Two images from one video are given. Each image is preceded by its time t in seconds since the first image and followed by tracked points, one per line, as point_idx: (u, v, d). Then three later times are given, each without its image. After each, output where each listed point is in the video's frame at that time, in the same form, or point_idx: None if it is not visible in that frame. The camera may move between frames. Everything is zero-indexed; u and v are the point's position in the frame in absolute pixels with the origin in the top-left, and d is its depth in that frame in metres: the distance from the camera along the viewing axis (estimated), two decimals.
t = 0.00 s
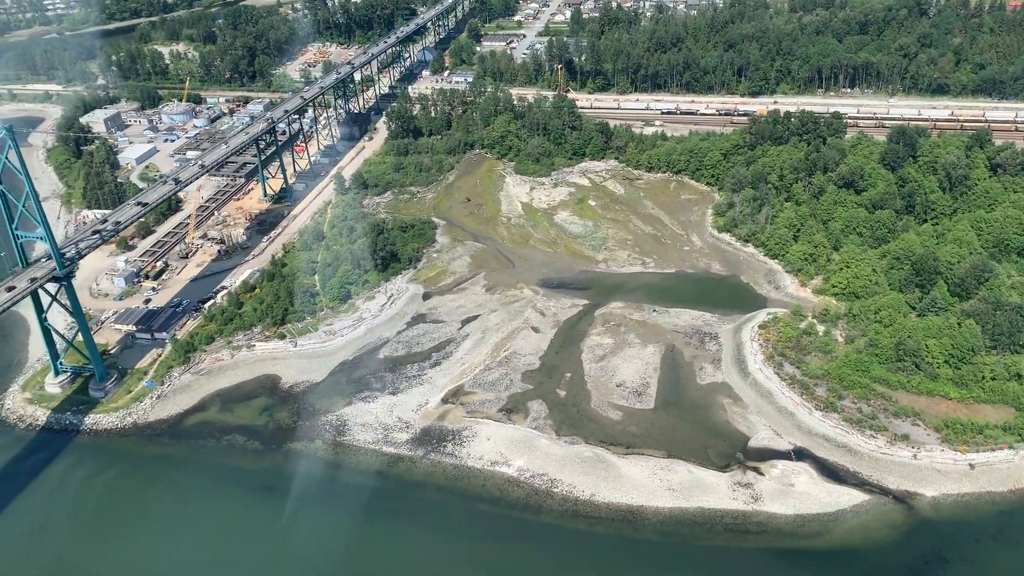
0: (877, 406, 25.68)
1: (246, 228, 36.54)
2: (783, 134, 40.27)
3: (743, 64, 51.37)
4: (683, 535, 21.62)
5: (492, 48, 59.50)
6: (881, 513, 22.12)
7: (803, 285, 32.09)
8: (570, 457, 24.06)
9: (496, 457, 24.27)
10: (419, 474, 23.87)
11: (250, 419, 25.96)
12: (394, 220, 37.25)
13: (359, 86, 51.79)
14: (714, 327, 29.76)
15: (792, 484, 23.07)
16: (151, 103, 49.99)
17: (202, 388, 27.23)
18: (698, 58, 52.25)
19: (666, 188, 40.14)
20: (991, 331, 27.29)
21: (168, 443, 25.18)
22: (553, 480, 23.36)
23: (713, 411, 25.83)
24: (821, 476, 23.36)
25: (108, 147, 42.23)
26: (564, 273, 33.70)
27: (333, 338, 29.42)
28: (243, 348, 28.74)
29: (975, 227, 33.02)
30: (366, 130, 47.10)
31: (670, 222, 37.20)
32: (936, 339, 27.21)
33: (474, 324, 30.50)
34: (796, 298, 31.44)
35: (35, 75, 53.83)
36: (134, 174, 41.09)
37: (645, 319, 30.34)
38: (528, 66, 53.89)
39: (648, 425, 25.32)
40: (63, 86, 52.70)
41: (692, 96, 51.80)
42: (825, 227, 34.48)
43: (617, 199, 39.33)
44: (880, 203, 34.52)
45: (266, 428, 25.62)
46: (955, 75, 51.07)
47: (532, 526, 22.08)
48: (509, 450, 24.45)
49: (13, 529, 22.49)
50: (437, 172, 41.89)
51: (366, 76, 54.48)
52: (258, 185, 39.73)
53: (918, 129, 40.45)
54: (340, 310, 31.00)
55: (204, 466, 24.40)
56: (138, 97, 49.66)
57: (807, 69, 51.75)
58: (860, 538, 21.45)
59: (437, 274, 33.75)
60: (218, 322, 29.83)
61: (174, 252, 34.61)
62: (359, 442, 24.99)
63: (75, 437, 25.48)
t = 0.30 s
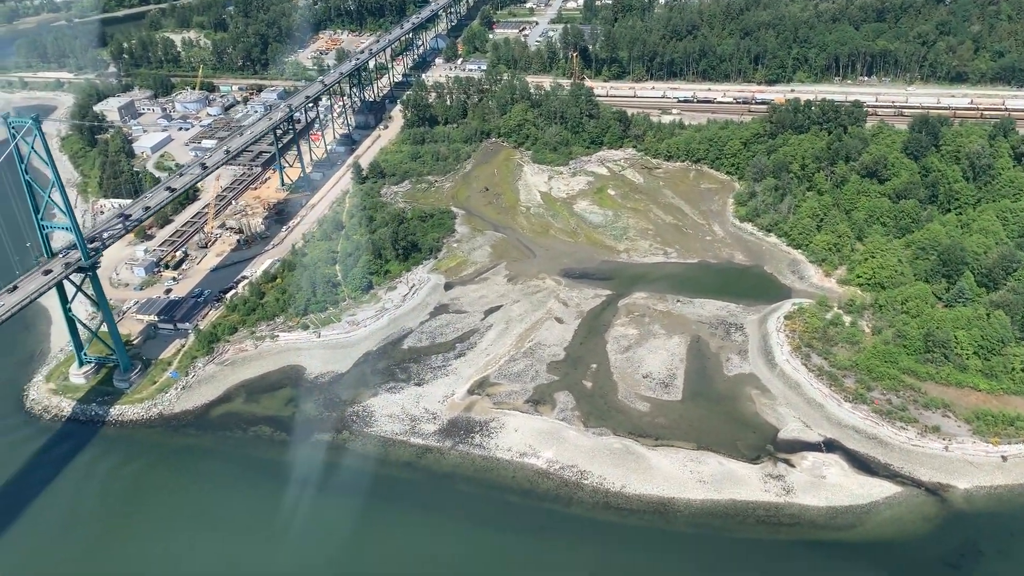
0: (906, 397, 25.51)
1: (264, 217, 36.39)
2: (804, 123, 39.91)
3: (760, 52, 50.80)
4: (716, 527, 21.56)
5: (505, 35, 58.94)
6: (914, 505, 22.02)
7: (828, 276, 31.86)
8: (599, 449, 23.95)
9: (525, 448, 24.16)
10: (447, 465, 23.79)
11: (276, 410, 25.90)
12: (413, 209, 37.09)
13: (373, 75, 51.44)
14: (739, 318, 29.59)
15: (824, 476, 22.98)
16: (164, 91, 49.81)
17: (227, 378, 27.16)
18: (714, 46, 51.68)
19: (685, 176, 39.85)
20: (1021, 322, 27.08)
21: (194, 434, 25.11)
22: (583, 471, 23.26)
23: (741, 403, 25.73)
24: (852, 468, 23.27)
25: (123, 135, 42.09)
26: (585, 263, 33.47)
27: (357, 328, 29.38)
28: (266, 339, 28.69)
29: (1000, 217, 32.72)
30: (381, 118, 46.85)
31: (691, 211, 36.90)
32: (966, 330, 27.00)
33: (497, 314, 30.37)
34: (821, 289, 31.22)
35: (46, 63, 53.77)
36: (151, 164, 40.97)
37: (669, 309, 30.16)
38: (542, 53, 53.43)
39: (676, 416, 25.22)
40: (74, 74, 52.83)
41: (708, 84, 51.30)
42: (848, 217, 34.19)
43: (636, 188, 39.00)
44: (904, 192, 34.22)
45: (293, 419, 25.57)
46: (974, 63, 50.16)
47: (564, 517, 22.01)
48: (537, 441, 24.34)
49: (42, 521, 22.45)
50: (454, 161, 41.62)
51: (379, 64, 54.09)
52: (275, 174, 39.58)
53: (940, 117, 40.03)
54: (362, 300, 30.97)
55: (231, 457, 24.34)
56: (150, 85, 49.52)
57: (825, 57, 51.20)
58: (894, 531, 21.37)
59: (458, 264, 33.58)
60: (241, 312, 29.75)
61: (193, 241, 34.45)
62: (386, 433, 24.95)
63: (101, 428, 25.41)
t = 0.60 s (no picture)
0: (934, 389, 25.35)
1: (280, 208, 36.18)
2: (823, 112, 39.52)
3: (775, 41, 50.21)
4: (746, 521, 21.49)
5: (516, 24, 58.35)
6: (945, 498, 21.89)
7: (850, 267, 31.63)
8: (626, 442, 23.79)
9: (552, 441, 24.00)
10: (474, 458, 23.66)
11: (300, 402, 25.79)
12: (429, 200, 36.84)
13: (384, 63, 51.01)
14: (763, 309, 29.40)
15: (854, 469, 22.87)
16: (174, 80, 49.50)
17: (249, 370, 27.03)
18: (729, 34, 51.11)
19: (703, 166, 39.55)
20: None
21: (218, 427, 24.96)
22: (611, 464, 23.12)
23: (768, 395, 25.60)
24: (881, 460, 23.16)
25: (135, 125, 41.81)
26: (605, 254, 33.17)
27: (378, 320, 29.28)
28: (287, 331, 28.57)
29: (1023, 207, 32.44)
30: (394, 108, 46.56)
31: (710, 201, 36.61)
32: (993, 322, 26.83)
33: (519, 306, 30.18)
34: (844, 280, 31.00)
35: (55, 51, 53.65)
36: (164, 153, 40.72)
37: (691, 301, 29.94)
38: (554, 42, 52.95)
39: (703, 408, 25.09)
40: (82, 62, 52.79)
41: (722, 73, 50.77)
42: (869, 207, 33.92)
43: (654, 178, 38.67)
44: (926, 183, 33.91)
45: (318, 412, 25.46)
46: (991, 52, 49.38)
47: (593, 510, 21.89)
48: (563, 433, 24.18)
49: (68, 516, 22.32)
50: (469, 151, 41.29)
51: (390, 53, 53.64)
52: (290, 164, 39.36)
53: (960, 107, 39.60)
54: (382, 292, 30.84)
55: (255, 449, 24.22)
56: (160, 74, 49.22)
57: (840, 45, 50.50)
58: (925, 524, 21.27)
59: (477, 255, 33.35)
60: (261, 304, 29.60)
61: (209, 232, 34.21)
62: (412, 426, 24.86)
63: (124, 421, 25.26)
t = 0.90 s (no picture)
0: (962, 381, 25.24)
1: (296, 198, 36.02)
2: (842, 101, 39.16)
3: (790, 29, 49.61)
4: (778, 514, 21.47)
5: (526, 11, 57.75)
6: (977, 491, 21.84)
7: (873, 258, 31.41)
8: (654, 434, 23.70)
9: (579, 433, 23.87)
10: (501, 450, 23.58)
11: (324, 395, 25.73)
12: (446, 190, 36.58)
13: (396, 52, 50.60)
14: (786, 301, 29.25)
15: (883, 461, 22.79)
16: (184, 69, 49.22)
17: (271, 362, 26.92)
18: (743, 22, 50.56)
19: (721, 156, 39.25)
20: None
21: (242, 419, 24.83)
22: (639, 457, 23.03)
23: (794, 387, 25.51)
24: (911, 452, 23.08)
25: (147, 113, 41.55)
26: (625, 245, 32.90)
27: (399, 311, 29.22)
28: (309, 322, 28.48)
29: None
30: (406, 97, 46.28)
31: (728, 191, 36.35)
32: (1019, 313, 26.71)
33: (540, 297, 29.99)
34: (867, 271, 30.80)
35: (63, 39, 53.93)
36: (177, 143, 40.46)
37: (714, 292, 29.76)
38: (567, 30, 52.45)
39: (730, 400, 25.01)
40: (91, 51, 52.89)
41: (736, 62, 50.24)
42: (890, 197, 33.67)
43: (671, 167, 38.37)
44: (948, 173, 33.63)
45: (342, 404, 25.41)
46: (1008, 40, 48.66)
47: (624, 503, 21.83)
48: (590, 426, 24.05)
49: (94, 509, 22.16)
50: (484, 141, 40.96)
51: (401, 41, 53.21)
52: (305, 154, 39.17)
53: (980, 96, 39.21)
54: (402, 283, 30.73)
55: (280, 442, 24.10)
56: (170, 62, 48.98)
57: (855, 33, 49.71)
58: (958, 516, 21.22)
59: (496, 245, 33.14)
60: (281, 295, 29.47)
61: (225, 222, 33.98)
62: (437, 418, 24.79)
63: (147, 413, 25.12)
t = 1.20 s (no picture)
0: (990, 375, 25.09)
1: (313, 191, 35.87)
2: (861, 93, 38.81)
3: (805, 20, 49.05)
4: (809, 510, 21.41)
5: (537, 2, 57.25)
6: (1009, 486, 21.74)
7: (895, 251, 31.21)
8: (682, 429, 23.59)
9: (606, 428, 23.74)
10: (528, 445, 23.48)
11: (349, 389, 25.63)
12: (463, 183, 36.32)
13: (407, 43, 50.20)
14: (810, 295, 29.11)
15: (914, 456, 22.68)
16: (195, 60, 48.91)
17: (294, 356, 26.80)
18: (757, 13, 50.04)
19: (738, 148, 38.96)
20: None
21: (267, 414, 24.70)
22: (668, 452, 22.94)
23: (821, 383, 25.43)
24: (941, 447, 22.97)
25: (160, 105, 41.26)
26: (645, 237, 32.67)
27: (420, 305, 29.07)
28: (330, 317, 28.36)
29: None
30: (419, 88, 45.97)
31: (748, 184, 36.08)
32: None
33: (561, 290, 29.79)
34: (890, 264, 30.60)
35: (71, 30, 53.65)
36: (190, 135, 40.22)
37: (737, 285, 29.59)
38: (579, 20, 51.99)
39: (757, 395, 24.92)
40: (100, 42, 52.64)
41: (751, 53, 49.70)
42: (911, 190, 33.40)
43: (689, 159, 38.04)
44: (970, 165, 33.34)
45: (367, 399, 25.30)
46: None
47: (655, 499, 21.76)
48: (618, 421, 23.91)
49: (120, 506, 22.04)
50: (499, 133, 40.62)
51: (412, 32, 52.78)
52: (320, 147, 38.99)
53: (1000, 87, 38.80)
54: (422, 277, 30.56)
55: (306, 437, 23.97)
56: (181, 53, 48.71)
57: (871, 24, 48.88)
58: (990, 512, 21.14)
59: (515, 238, 32.92)
60: (302, 289, 29.31)
61: (242, 215, 33.77)
62: (463, 413, 24.66)
63: (171, 408, 24.98)
